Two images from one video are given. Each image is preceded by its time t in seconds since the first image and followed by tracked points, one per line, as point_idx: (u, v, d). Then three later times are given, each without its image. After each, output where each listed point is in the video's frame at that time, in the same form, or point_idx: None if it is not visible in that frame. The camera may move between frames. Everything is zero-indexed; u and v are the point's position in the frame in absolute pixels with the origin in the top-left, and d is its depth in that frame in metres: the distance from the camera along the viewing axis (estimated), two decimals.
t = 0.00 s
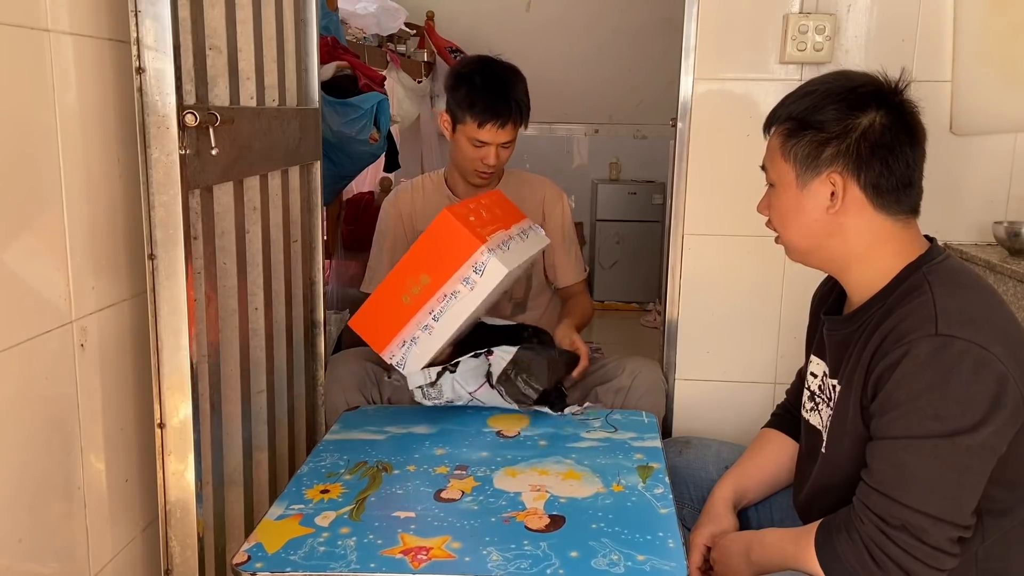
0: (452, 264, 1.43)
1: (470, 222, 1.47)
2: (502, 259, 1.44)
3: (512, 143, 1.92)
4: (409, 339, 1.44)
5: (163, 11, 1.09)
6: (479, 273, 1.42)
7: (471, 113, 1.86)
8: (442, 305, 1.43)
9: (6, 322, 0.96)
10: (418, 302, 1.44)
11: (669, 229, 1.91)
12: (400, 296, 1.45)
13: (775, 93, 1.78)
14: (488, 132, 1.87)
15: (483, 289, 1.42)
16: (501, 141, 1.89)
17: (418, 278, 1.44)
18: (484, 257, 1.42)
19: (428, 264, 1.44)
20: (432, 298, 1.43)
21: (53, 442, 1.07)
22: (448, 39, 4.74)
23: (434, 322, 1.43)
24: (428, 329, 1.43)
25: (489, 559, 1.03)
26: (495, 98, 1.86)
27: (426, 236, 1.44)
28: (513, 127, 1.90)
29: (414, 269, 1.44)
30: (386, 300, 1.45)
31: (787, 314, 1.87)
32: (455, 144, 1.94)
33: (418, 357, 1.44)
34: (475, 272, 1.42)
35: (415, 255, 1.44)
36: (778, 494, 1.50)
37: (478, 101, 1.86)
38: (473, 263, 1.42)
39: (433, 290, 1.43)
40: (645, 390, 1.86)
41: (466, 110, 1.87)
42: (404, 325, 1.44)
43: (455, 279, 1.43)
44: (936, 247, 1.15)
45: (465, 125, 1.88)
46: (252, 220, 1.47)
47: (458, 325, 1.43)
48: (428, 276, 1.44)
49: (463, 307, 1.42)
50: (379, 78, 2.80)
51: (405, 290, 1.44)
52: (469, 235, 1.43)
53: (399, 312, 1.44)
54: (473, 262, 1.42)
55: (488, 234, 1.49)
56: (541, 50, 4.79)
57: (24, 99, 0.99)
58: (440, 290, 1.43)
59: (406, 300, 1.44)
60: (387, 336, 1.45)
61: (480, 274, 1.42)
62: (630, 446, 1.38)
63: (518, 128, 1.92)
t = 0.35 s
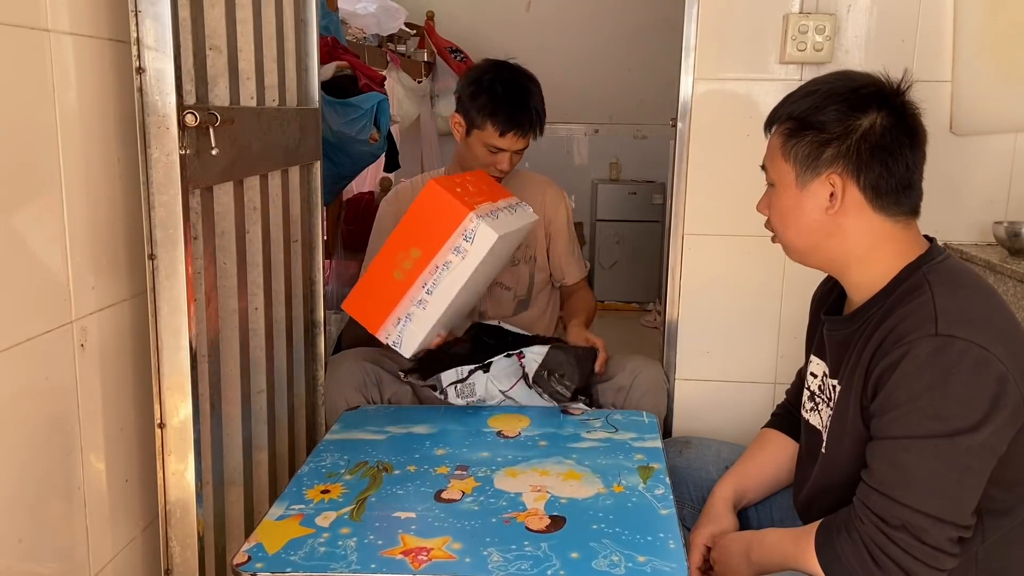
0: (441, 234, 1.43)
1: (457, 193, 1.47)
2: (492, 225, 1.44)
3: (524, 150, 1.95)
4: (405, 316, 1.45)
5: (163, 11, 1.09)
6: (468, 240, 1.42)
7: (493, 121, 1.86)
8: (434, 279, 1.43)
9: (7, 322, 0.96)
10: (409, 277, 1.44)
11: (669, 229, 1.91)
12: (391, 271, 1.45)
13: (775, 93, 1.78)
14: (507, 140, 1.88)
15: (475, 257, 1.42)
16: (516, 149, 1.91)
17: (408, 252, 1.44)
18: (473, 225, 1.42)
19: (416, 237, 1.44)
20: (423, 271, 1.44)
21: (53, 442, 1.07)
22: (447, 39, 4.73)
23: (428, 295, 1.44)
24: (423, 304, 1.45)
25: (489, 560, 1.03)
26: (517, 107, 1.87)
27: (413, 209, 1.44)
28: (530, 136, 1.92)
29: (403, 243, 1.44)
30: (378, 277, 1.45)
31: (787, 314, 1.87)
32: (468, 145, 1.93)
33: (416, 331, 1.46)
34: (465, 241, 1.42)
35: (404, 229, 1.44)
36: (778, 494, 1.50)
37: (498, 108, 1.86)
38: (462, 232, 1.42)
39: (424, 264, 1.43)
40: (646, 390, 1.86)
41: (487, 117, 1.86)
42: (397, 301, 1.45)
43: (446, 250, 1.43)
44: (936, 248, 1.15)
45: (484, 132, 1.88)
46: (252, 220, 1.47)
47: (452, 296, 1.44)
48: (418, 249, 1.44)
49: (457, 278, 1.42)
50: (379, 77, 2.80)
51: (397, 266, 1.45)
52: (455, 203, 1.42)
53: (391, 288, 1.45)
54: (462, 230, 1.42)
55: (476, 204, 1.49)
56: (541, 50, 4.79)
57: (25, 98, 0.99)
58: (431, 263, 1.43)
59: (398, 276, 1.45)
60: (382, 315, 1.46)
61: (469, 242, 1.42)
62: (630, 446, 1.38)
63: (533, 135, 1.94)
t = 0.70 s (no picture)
0: (435, 230, 1.43)
1: (453, 190, 1.48)
2: (486, 222, 1.44)
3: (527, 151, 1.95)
4: (398, 313, 1.45)
5: (163, 11, 1.09)
6: (462, 236, 1.42)
7: (499, 123, 1.86)
8: (427, 275, 1.43)
9: (7, 323, 0.96)
10: (403, 273, 1.45)
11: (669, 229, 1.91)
12: (386, 267, 1.45)
13: (775, 93, 1.78)
14: (514, 142, 1.88)
15: (469, 253, 1.42)
16: (521, 150, 1.92)
17: (402, 248, 1.45)
18: (467, 221, 1.42)
19: (410, 233, 1.44)
20: (416, 267, 1.44)
21: (53, 442, 1.07)
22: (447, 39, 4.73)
23: (421, 292, 1.44)
24: (416, 300, 1.44)
25: (489, 559, 1.03)
26: (523, 108, 1.87)
27: (407, 205, 1.44)
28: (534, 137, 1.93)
29: (397, 239, 1.45)
30: (372, 274, 1.46)
31: (787, 314, 1.87)
32: (471, 147, 1.93)
33: (409, 328, 1.45)
34: (459, 237, 1.42)
35: (397, 225, 1.45)
36: (778, 494, 1.50)
37: (503, 111, 1.85)
38: (456, 228, 1.43)
39: (418, 260, 1.44)
40: (644, 391, 1.88)
41: (493, 119, 1.86)
42: (391, 297, 1.45)
43: (439, 246, 1.43)
44: (936, 248, 1.15)
45: (491, 134, 1.88)
46: (252, 220, 1.47)
47: (446, 292, 1.43)
48: (412, 245, 1.44)
49: (450, 274, 1.42)
50: (379, 77, 2.80)
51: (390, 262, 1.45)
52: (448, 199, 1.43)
53: (385, 284, 1.45)
54: (456, 226, 1.42)
55: (471, 201, 1.49)
56: (541, 50, 4.79)
57: (25, 98, 0.99)
58: (425, 259, 1.43)
59: (392, 272, 1.45)
60: (375, 311, 1.46)
61: (463, 238, 1.42)
62: (630, 446, 1.38)
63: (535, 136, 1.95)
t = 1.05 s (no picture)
0: (446, 256, 1.43)
1: (464, 214, 1.47)
2: (497, 248, 1.43)
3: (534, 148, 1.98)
4: (407, 336, 1.44)
5: (163, 11, 1.09)
6: (473, 263, 1.41)
7: (519, 127, 1.87)
8: (437, 301, 1.43)
9: (7, 323, 0.96)
10: (413, 297, 1.44)
11: (669, 229, 1.91)
12: (396, 292, 1.45)
13: (775, 93, 1.78)
14: (531, 143, 1.91)
15: (479, 280, 1.41)
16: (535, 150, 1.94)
17: (412, 273, 1.44)
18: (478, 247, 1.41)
19: (420, 258, 1.44)
20: (426, 292, 1.43)
21: (53, 441, 1.07)
22: (447, 39, 4.73)
23: (431, 317, 1.43)
24: (425, 325, 1.44)
25: (489, 559, 1.03)
26: (540, 111, 1.89)
27: (418, 230, 1.44)
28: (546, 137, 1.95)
29: (407, 264, 1.44)
30: (383, 297, 1.46)
31: (787, 314, 1.87)
32: (486, 153, 1.92)
33: (419, 352, 1.45)
34: (469, 263, 1.41)
35: (408, 250, 1.44)
36: (778, 494, 1.50)
37: (523, 114, 1.87)
38: (466, 254, 1.42)
39: (427, 285, 1.43)
40: (645, 389, 1.85)
41: (513, 123, 1.87)
42: (400, 322, 1.44)
43: (449, 272, 1.42)
44: (936, 248, 1.15)
45: (511, 138, 1.88)
46: (252, 220, 1.48)
47: (456, 318, 1.43)
48: (422, 270, 1.43)
49: (460, 300, 1.42)
50: (379, 77, 2.80)
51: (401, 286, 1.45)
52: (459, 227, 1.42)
53: (395, 308, 1.45)
54: (466, 253, 1.42)
55: (483, 226, 1.48)
56: (541, 50, 4.79)
57: (25, 98, 0.99)
58: (435, 285, 1.43)
59: (402, 296, 1.45)
60: (385, 334, 1.46)
61: (474, 264, 1.41)
62: (630, 446, 1.38)
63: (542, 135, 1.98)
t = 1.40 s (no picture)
0: (448, 272, 1.43)
1: (469, 230, 1.47)
2: (500, 266, 1.44)
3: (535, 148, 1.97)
4: (406, 348, 1.44)
5: (163, 11, 1.09)
6: (475, 280, 1.42)
7: (519, 124, 1.87)
8: (438, 315, 1.43)
9: (7, 323, 0.96)
10: (414, 310, 1.44)
11: (669, 229, 1.91)
12: (397, 305, 1.45)
13: (775, 93, 1.78)
14: (531, 140, 1.91)
15: (481, 297, 1.41)
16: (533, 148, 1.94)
17: (415, 287, 1.44)
18: (481, 264, 1.42)
19: (423, 273, 1.44)
20: (427, 306, 1.44)
21: (53, 441, 1.07)
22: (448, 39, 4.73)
23: (431, 331, 1.43)
24: (425, 338, 1.43)
25: (489, 559, 1.03)
26: (540, 109, 1.90)
27: (423, 244, 1.45)
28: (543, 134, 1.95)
29: (410, 277, 1.45)
30: (384, 308, 1.46)
31: (787, 314, 1.87)
32: (486, 152, 1.90)
33: (418, 365, 1.44)
34: (472, 280, 1.42)
35: (412, 264, 1.45)
36: (778, 494, 1.50)
37: (523, 112, 1.87)
38: (469, 271, 1.42)
39: (429, 299, 1.43)
40: (643, 390, 1.86)
41: (514, 120, 1.87)
42: (400, 335, 1.44)
43: (452, 288, 1.43)
44: (936, 247, 1.15)
45: (511, 135, 1.88)
46: (252, 220, 1.47)
47: (456, 334, 1.43)
48: (424, 285, 1.44)
49: (461, 315, 1.42)
50: (379, 77, 2.80)
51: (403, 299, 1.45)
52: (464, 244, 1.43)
53: (395, 321, 1.45)
54: (470, 270, 1.42)
55: (487, 242, 1.49)
56: (540, 50, 4.79)
57: (25, 98, 0.99)
58: (437, 299, 1.43)
59: (403, 308, 1.45)
60: (385, 344, 1.46)
61: (476, 282, 1.42)
62: (630, 446, 1.38)
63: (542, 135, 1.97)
